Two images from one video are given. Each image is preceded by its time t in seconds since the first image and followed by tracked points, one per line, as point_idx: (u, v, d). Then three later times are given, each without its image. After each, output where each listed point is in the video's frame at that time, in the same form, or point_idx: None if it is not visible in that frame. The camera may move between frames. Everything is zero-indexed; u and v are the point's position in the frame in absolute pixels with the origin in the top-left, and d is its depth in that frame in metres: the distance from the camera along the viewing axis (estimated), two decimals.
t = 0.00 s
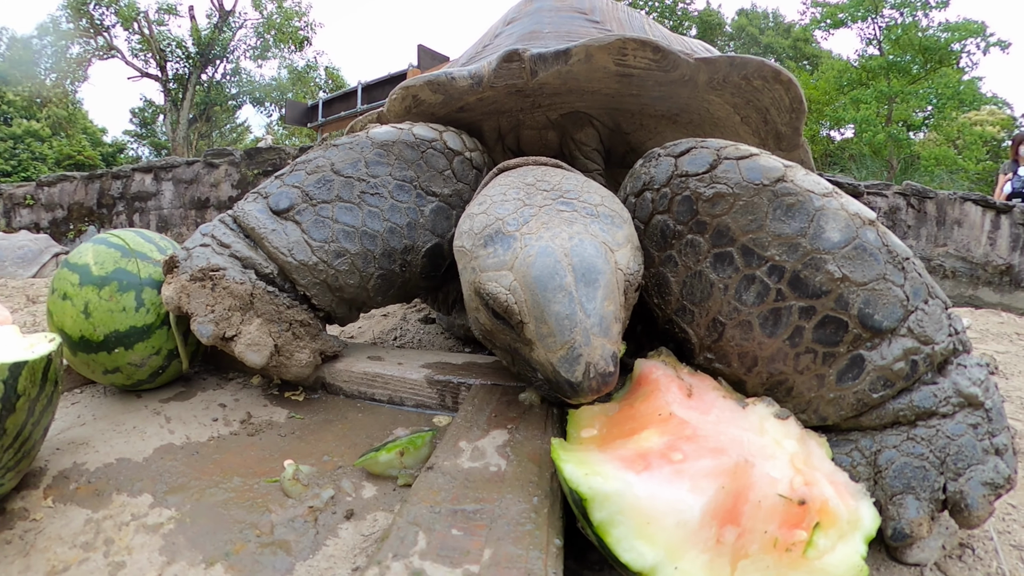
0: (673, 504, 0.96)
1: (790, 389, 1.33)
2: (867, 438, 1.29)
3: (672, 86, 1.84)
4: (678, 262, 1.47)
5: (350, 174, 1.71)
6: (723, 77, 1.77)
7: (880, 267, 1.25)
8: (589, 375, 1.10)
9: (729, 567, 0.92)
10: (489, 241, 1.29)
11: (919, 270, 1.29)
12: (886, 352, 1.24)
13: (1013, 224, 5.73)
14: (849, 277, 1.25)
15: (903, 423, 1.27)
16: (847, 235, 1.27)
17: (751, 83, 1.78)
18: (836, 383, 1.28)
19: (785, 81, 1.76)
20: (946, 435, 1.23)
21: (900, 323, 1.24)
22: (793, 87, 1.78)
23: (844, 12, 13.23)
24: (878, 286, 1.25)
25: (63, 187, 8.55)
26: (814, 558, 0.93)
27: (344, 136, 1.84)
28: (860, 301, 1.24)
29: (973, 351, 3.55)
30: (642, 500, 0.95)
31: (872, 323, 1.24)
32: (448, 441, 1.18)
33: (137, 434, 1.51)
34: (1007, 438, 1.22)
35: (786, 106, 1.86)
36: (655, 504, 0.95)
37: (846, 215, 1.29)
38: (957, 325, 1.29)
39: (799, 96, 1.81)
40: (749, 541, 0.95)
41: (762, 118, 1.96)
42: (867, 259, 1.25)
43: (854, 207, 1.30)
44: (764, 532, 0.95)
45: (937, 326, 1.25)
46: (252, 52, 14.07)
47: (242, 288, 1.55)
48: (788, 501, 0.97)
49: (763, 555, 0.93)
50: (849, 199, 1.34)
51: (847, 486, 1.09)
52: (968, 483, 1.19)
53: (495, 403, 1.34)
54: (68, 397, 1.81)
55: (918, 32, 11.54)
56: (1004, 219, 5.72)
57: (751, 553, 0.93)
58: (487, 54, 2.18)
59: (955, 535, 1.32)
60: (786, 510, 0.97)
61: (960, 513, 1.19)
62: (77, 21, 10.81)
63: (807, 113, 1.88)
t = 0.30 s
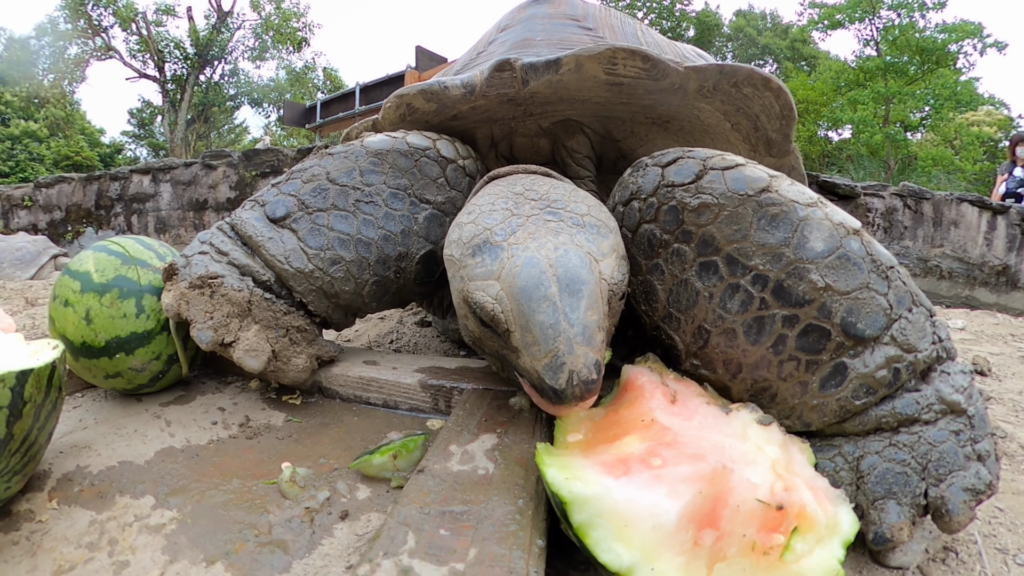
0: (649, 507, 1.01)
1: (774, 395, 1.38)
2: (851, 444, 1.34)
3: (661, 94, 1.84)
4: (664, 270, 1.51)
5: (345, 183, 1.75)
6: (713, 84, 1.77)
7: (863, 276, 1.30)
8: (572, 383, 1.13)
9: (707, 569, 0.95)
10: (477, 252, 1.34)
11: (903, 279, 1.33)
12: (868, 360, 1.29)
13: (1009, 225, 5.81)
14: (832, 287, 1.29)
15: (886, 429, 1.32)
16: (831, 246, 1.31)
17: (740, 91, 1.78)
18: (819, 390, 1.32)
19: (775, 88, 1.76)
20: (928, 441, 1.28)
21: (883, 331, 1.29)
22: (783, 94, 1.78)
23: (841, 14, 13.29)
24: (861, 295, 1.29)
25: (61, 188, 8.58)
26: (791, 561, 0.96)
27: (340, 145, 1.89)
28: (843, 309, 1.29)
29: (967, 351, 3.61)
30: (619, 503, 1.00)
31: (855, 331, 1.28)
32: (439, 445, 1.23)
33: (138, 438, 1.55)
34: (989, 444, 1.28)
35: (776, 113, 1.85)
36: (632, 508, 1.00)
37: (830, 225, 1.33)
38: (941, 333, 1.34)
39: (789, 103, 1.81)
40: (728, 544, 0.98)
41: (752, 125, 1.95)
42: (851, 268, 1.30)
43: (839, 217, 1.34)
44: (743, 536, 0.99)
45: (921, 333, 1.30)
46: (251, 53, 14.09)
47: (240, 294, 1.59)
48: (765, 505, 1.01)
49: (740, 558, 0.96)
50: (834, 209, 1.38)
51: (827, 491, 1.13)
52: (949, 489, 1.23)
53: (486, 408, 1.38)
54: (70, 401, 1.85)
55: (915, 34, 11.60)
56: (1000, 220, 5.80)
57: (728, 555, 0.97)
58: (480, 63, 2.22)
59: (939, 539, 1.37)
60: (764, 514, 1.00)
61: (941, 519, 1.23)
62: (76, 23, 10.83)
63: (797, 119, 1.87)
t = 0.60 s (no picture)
0: (637, 504, 1.01)
1: (767, 393, 1.38)
2: (845, 442, 1.34)
3: (654, 92, 1.83)
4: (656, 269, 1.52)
5: (339, 182, 1.75)
6: (706, 82, 1.77)
7: (856, 272, 1.30)
8: (652, 347, 1.11)
9: (695, 567, 0.95)
10: (511, 231, 1.24)
11: (896, 276, 1.34)
12: (863, 357, 1.29)
13: (1007, 224, 5.78)
14: (824, 283, 1.30)
15: (880, 427, 1.32)
16: (822, 242, 1.32)
17: (734, 89, 1.78)
18: (813, 388, 1.33)
19: (768, 86, 1.76)
20: (923, 439, 1.28)
21: (876, 327, 1.29)
22: (777, 92, 1.78)
23: (838, 14, 13.33)
24: (853, 292, 1.30)
25: (59, 189, 8.57)
26: (782, 560, 0.96)
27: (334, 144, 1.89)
28: (835, 306, 1.30)
29: (966, 351, 3.62)
30: (607, 500, 1.01)
31: (847, 329, 1.29)
32: (430, 442, 1.23)
33: (132, 436, 1.55)
34: (985, 442, 1.27)
35: (770, 111, 1.86)
36: (621, 505, 1.01)
37: (821, 222, 1.34)
38: (936, 331, 1.34)
39: (783, 101, 1.82)
40: (718, 542, 0.98)
41: (746, 123, 1.96)
42: (843, 265, 1.30)
43: (830, 214, 1.35)
44: (733, 534, 0.99)
45: (915, 330, 1.31)
46: (250, 53, 14.08)
47: (234, 293, 1.60)
48: (757, 504, 1.01)
49: (731, 557, 0.96)
50: (826, 205, 1.39)
51: (820, 490, 1.13)
52: (944, 488, 1.23)
53: (478, 406, 1.38)
54: (65, 400, 1.85)
55: (913, 34, 11.61)
56: (998, 220, 5.79)
57: (719, 554, 0.97)
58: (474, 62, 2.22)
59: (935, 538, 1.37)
60: (756, 513, 1.00)
61: (937, 517, 1.23)
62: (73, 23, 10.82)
63: (791, 117, 1.88)
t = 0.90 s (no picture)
0: (676, 550, 0.94)
1: (767, 398, 1.38)
2: (845, 446, 1.33)
3: (654, 95, 1.81)
4: (656, 273, 1.51)
5: (337, 185, 1.75)
6: (706, 85, 1.76)
7: (856, 277, 1.29)
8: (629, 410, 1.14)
9: None
10: (513, 275, 1.18)
11: (897, 279, 1.33)
12: (863, 362, 1.28)
13: (1005, 225, 5.77)
14: (825, 288, 1.29)
15: (881, 431, 1.31)
16: (823, 247, 1.31)
17: (733, 91, 1.78)
18: (813, 392, 1.33)
19: (769, 89, 1.76)
20: (923, 443, 1.27)
21: (877, 332, 1.28)
22: (776, 95, 1.78)
23: (836, 16, 13.35)
24: (854, 296, 1.29)
25: (57, 190, 8.50)
26: None
27: (332, 146, 1.89)
28: (836, 311, 1.29)
29: (964, 351, 3.62)
30: (645, 550, 0.93)
31: (848, 333, 1.28)
32: (429, 448, 1.23)
33: (130, 441, 1.54)
34: (984, 445, 1.28)
35: (769, 113, 1.86)
36: (659, 553, 0.94)
37: (822, 226, 1.33)
38: (935, 334, 1.34)
39: (783, 104, 1.82)
40: (753, 569, 0.94)
41: (745, 125, 1.95)
42: (844, 269, 1.29)
43: (831, 218, 1.34)
44: (766, 557, 0.95)
45: (915, 334, 1.30)
46: (247, 54, 14.06)
47: (232, 297, 1.59)
48: (787, 526, 0.98)
49: None
50: (827, 210, 1.38)
51: (841, 500, 1.10)
52: (944, 491, 1.24)
53: (477, 411, 1.38)
54: (62, 404, 1.84)
55: (911, 34, 11.63)
56: (994, 220, 5.77)
57: None
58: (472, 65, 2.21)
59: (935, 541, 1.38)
60: (786, 534, 0.97)
61: (937, 520, 1.24)
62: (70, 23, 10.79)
63: (790, 120, 1.88)
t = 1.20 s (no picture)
0: (643, 524, 0.97)
1: (757, 400, 1.38)
2: (836, 447, 1.33)
3: (645, 97, 1.80)
4: (646, 275, 1.53)
5: (330, 188, 1.75)
6: (697, 87, 1.73)
7: (846, 278, 1.30)
8: (607, 404, 1.10)
9: None
10: (496, 261, 1.23)
11: (887, 280, 1.33)
12: (853, 363, 1.28)
13: (998, 225, 5.84)
14: (814, 289, 1.30)
15: (872, 431, 1.31)
16: (812, 248, 1.32)
17: (725, 94, 1.75)
18: (803, 394, 1.32)
19: (759, 90, 1.73)
20: (914, 443, 1.27)
21: (867, 332, 1.28)
22: (768, 97, 1.75)
23: (831, 18, 13.40)
24: (843, 297, 1.29)
25: (51, 192, 8.51)
26: (799, 564, 0.92)
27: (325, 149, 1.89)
28: (825, 312, 1.29)
29: (959, 351, 3.65)
30: (610, 520, 0.97)
31: (838, 334, 1.28)
32: (420, 449, 1.23)
33: (124, 443, 1.55)
34: (976, 445, 1.27)
35: (761, 115, 1.82)
36: (625, 525, 0.97)
37: (812, 227, 1.34)
38: (926, 334, 1.34)
39: (774, 105, 1.79)
40: (731, 554, 0.94)
41: (737, 127, 1.92)
42: (833, 270, 1.30)
43: (820, 219, 1.35)
44: (747, 543, 0.94)
45: (905, 335, 1.30)
46: (244, 56, 14.05)
47: (225, 300, 1.60)
48: (766, 510, 0.97)
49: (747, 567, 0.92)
50: (816, 211, 1.39)
51: (826, 488, 1.11)
52: (936, 492, 1.23)
53: (468, 413, 1.38)
54: (56, 407, 1.85)
55: (905, 37, 11.71)
56: (989, 220, 5.84)
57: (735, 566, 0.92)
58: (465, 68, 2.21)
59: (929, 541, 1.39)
60: (767, 519, 0.96)
61: (928, 521, 1.23)
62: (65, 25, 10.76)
63: (782, 121, 1.85)
